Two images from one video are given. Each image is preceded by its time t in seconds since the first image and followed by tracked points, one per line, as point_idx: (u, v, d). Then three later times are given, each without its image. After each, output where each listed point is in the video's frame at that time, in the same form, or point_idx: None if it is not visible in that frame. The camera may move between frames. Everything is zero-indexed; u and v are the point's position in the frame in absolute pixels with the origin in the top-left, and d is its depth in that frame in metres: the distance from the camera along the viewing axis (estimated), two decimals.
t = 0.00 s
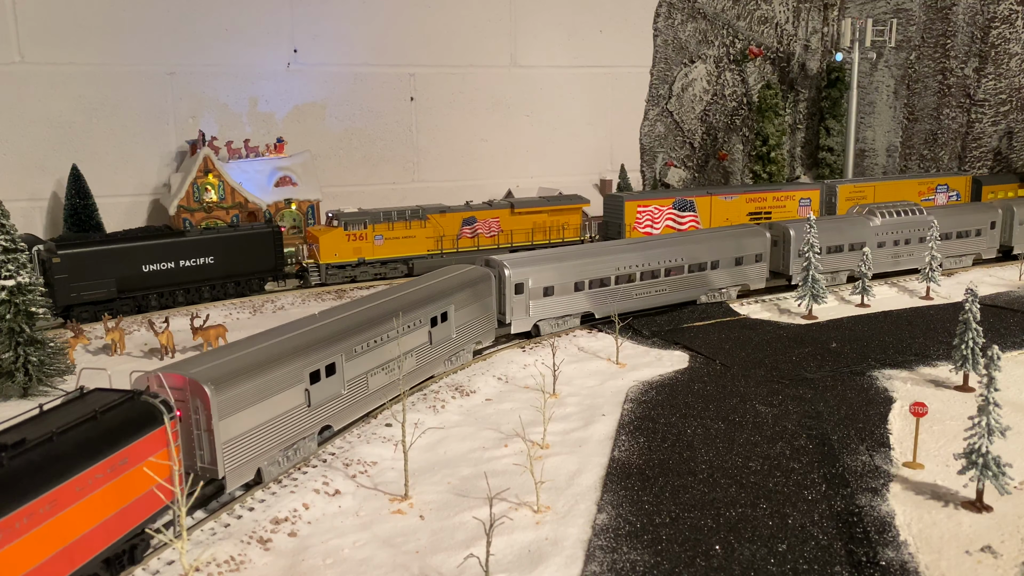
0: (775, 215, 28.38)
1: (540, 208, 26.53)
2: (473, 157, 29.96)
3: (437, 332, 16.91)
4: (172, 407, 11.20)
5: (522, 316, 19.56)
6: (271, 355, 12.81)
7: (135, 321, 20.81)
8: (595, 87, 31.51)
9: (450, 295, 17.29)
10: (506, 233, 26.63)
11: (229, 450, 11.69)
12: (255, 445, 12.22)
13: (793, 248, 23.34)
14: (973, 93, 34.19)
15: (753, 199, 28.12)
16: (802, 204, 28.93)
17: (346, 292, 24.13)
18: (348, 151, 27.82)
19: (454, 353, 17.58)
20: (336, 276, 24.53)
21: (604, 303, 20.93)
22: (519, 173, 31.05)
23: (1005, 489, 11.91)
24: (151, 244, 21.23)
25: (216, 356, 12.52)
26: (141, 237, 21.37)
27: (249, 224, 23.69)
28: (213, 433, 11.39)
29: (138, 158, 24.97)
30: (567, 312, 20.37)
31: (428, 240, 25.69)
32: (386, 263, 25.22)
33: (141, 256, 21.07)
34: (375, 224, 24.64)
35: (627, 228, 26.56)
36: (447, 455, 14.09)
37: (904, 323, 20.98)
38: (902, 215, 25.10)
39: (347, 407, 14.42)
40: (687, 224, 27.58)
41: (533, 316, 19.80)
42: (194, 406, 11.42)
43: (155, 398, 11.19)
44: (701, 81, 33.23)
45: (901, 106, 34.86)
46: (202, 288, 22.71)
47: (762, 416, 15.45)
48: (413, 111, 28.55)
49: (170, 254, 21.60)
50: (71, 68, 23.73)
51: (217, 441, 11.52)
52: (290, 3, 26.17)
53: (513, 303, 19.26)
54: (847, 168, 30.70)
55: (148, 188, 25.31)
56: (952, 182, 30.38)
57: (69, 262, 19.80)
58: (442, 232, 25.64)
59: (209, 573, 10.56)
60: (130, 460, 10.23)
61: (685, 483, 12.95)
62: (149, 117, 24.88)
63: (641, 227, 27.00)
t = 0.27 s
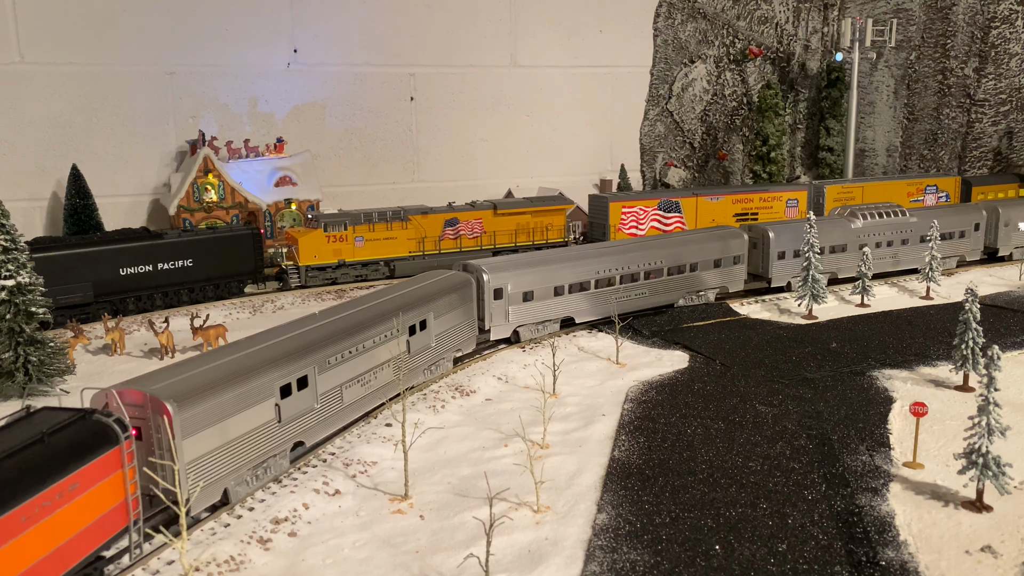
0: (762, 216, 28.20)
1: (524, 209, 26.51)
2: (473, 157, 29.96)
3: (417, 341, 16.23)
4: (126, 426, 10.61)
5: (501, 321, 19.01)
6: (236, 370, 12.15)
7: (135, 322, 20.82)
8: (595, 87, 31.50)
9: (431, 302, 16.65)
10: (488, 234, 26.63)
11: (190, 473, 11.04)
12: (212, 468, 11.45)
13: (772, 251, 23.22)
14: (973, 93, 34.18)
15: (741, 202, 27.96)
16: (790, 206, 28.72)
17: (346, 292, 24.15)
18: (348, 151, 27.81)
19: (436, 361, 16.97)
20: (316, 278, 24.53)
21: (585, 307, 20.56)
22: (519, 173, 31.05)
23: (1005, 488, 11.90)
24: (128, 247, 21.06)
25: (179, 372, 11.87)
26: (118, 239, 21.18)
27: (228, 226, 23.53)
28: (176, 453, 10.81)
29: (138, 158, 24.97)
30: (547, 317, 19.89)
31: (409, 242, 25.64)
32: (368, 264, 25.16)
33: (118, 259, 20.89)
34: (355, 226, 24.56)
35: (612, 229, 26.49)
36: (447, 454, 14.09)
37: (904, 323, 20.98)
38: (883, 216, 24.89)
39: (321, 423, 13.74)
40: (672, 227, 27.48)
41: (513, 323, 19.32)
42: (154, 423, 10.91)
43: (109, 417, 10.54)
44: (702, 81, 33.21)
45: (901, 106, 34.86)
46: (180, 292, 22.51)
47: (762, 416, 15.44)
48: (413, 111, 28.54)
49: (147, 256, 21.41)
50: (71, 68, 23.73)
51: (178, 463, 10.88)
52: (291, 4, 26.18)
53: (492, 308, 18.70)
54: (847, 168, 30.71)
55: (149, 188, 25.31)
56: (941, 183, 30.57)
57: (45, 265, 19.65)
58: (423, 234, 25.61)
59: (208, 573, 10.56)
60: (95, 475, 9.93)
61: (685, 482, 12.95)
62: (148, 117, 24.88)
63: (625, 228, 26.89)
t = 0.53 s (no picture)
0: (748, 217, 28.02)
1: (506, 210, 26.41)
2: (473, 157, 29.97)
3: (394, 351, 15.72)
4: (79, 448, 9.77)
5: (482, 327, 18.54)
6: (203, 384, 11.62)
7: (135, 322, 20.83)
8: (595, 87, 31.50)
9: (410, 309, 16.14)
10: (471, 235, 26.49)
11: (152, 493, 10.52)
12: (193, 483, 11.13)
13: (752, 254, 22.91)
14: (973, 93, 34.14)
15: (726, 203, 27.81)
16: (776, 207, 28.50)
17: (346, 292, 24.18)
18: (348, 151, 27.81)
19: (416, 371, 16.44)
20: (297, 280, 24.28)
21: (566, 311, 20.19)
22: (519, 173, 31.06)
23: (1005, 489, 11.90)
24: (105, 250, 20.71)
25: (139, 388, 11.32)
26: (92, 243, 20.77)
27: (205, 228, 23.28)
28: (134, 473, 10.29)
29: (138, 158, 24.97)
30: (528, 323, 19.50)
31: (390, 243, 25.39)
32: (348, 266, 24.91)
33: (95, 262, 20.54)
34: (335, 227, 24.24)
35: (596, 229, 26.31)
36: (447, 455, 14.09)
37: (904, 323, 20.98)
38: (864, 218, 24.53)
39: (292, 439, 13.13)
40: (657, 228, 27.30)
41: (495, 328, 18.87)
42: (111, 444, 10.34)
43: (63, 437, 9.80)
44: (701, 81, 33.20)
45: (901, 106, 34.85)
46: (159, 295, 22.19)
47: (762, 416, 15.44)
48: (413, 111, 28.54)
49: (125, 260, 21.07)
50: (72, 68, 23.73)
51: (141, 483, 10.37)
52: (290, 4, 26.17)
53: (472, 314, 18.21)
54: (847, 168, 30.72)
55: (149, 188, 25.31)
56: (930, 184, 30.50)
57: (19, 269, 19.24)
58: (405, 235, 25.36)
59: (208, 573, 10.57)
60: (44, 503, 9.12)
61: (685, 482, 12.95)
62: (148, 117, 24.87)
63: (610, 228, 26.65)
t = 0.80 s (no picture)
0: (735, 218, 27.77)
1: (490, 211, 25.95)
2: (473, 157, 29.97)
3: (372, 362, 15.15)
4: (24, 474, 9.37)
5: (463, 333, 18.06)
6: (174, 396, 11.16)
7: (135, 322, 20.83)
8: (595, 87, 31.50)
9: (389, 319, 15.58)
10: (455, 236, 25.98)
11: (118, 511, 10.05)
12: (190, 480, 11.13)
13: (732, 255, 22.62)
14: (973, 93, 34.11)
15: (713, 204, 27.67)
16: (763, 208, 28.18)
17: (345, 292, 24.18)
18: (348, 151, 27.81)
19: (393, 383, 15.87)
20: (277, 282, 23.78)
21: (547, 316, 19.77)
22: (519, 173, 31.06)
23: (1005, 489, 11.90)
24: (82, 252, 20.31)
25: (97, 404, 10.71)
26: (68, 245, 20.39)
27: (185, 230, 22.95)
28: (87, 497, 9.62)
29: (138, 158, 24.96)
30: (509, 328, 19.08)
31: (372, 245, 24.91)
32: (329, 268, 24.46)
33: (72, 265, 20.14)
34: (315, 229, 23.75)
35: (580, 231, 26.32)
36: (447, 454, 14.09)
37: (904, 323, 20.98)
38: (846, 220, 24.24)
39: (282, 444, 12.96)
40: (642, 229, 27.29)
41: (475, 335, 18.40)
42: (63, 466, 9.67)
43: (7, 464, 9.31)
44: (701, 81, 33.17)
45: (901, 106, 34.85)
46: (136, 298, 21.83)
47: (762, 416, 15.43)
48: (413, 111, 28.54)
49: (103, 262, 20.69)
50: (72, 68, 23.73)
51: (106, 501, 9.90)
52: (290, 4, 26.17)
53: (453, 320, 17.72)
54: (847, 168, 30.73)
55: (149, 188, 25.31)
56: (919, 186, 30.36)
57: None
58: (386, 236, 24.86)
59: (209, 573, 10.57)
60: None
61: (685, 482, 12.94)
62: (148, 117, 24.87)
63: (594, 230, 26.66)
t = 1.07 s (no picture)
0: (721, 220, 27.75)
1: (472, 212, 25.80)
2: (473, 157, 29.97)
3: (348, 374, 14.56)
4: None
5: (445, 342, 17.48)
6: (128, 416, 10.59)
7: (135, 322, 20.83)
8: (595, 87, 31.52)
9: (366, 328, 15.00)
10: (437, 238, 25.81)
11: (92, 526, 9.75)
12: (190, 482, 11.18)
13: (710, 258, 22.48)
14: (973, 93, 34.20)
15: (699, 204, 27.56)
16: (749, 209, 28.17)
17: (345, 292, 24.18)
18: (348, 151, 27.82)
19: (372, 395, 15.30)
20: (256, 285, 23.54)
21: (528, 322, 19.26)
22: (519, 173, 31.06)
23: (1005, 489, 11.91)
24: (58, 255, 19.92)
25: (49, 427, 10.15)
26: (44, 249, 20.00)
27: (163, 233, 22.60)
28: (33, 526, 9.07)
29: (138, 158, 24.96)
30: (492, 335, 18.55)
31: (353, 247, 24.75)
32: (309, 270, 24.27)
33: (47, 268, 19.72)
34: (295, 230, 23.58)
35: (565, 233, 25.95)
36: (447, 455, 14.09)
37: (903, 323, 20.98)
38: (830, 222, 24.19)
39: (280, 445, 12.96)
40: (628, 230, 27.01)
41: (458, 342, 17.83)
42: (7, 492, 9.18)
43: None
44: (701, 81, 33.16)
45: (901, 105, 34.88)
46: (114, 303, 21.42)
47: (762, 416, 15.44)
48: (413, 111, 28.55)
49: (79, 266, 20.31)
50: (71, 68, 23.73)
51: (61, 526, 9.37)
52: (290, 4, 26.18)
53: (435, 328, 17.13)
54: (847, 168, 30.77)
55: (148, 189, 25.32)
56: (907, 187, 30.23)
57: None
58: (367, 238, 24.70)
59: (208, 573, 10.58)
60: None
61: (685, 483, 12.95)
62: (148, 117, 24.87)
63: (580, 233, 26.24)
